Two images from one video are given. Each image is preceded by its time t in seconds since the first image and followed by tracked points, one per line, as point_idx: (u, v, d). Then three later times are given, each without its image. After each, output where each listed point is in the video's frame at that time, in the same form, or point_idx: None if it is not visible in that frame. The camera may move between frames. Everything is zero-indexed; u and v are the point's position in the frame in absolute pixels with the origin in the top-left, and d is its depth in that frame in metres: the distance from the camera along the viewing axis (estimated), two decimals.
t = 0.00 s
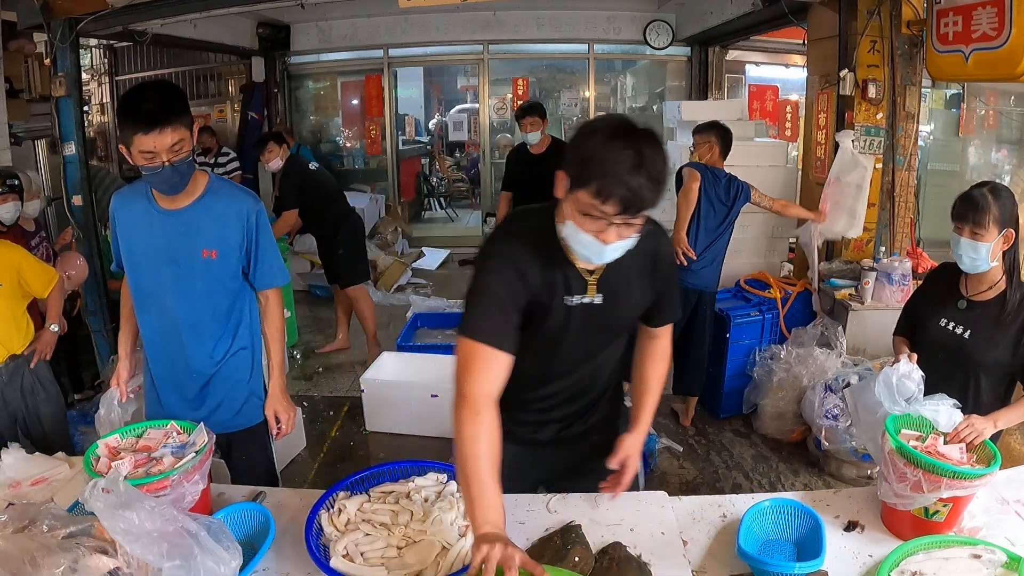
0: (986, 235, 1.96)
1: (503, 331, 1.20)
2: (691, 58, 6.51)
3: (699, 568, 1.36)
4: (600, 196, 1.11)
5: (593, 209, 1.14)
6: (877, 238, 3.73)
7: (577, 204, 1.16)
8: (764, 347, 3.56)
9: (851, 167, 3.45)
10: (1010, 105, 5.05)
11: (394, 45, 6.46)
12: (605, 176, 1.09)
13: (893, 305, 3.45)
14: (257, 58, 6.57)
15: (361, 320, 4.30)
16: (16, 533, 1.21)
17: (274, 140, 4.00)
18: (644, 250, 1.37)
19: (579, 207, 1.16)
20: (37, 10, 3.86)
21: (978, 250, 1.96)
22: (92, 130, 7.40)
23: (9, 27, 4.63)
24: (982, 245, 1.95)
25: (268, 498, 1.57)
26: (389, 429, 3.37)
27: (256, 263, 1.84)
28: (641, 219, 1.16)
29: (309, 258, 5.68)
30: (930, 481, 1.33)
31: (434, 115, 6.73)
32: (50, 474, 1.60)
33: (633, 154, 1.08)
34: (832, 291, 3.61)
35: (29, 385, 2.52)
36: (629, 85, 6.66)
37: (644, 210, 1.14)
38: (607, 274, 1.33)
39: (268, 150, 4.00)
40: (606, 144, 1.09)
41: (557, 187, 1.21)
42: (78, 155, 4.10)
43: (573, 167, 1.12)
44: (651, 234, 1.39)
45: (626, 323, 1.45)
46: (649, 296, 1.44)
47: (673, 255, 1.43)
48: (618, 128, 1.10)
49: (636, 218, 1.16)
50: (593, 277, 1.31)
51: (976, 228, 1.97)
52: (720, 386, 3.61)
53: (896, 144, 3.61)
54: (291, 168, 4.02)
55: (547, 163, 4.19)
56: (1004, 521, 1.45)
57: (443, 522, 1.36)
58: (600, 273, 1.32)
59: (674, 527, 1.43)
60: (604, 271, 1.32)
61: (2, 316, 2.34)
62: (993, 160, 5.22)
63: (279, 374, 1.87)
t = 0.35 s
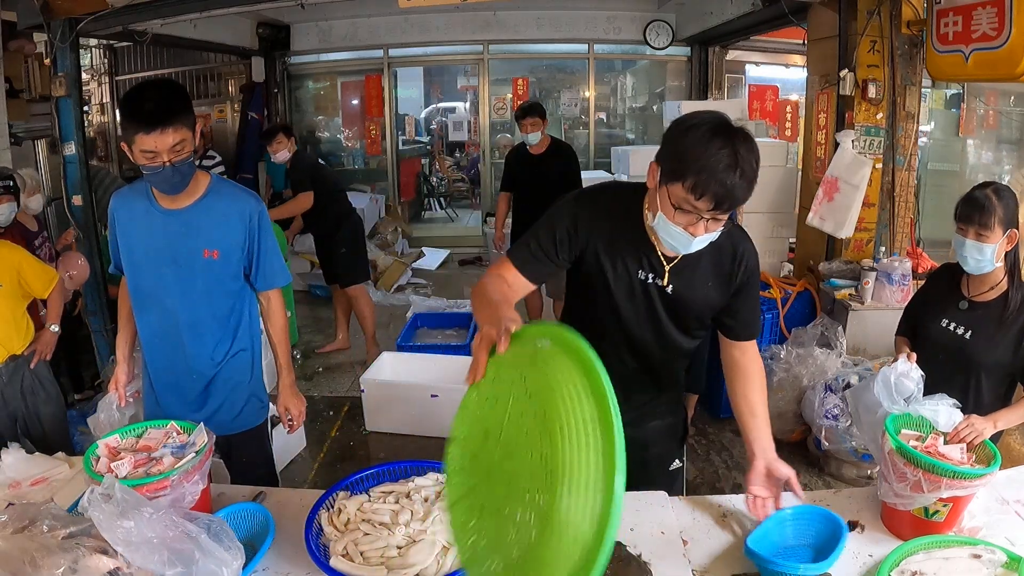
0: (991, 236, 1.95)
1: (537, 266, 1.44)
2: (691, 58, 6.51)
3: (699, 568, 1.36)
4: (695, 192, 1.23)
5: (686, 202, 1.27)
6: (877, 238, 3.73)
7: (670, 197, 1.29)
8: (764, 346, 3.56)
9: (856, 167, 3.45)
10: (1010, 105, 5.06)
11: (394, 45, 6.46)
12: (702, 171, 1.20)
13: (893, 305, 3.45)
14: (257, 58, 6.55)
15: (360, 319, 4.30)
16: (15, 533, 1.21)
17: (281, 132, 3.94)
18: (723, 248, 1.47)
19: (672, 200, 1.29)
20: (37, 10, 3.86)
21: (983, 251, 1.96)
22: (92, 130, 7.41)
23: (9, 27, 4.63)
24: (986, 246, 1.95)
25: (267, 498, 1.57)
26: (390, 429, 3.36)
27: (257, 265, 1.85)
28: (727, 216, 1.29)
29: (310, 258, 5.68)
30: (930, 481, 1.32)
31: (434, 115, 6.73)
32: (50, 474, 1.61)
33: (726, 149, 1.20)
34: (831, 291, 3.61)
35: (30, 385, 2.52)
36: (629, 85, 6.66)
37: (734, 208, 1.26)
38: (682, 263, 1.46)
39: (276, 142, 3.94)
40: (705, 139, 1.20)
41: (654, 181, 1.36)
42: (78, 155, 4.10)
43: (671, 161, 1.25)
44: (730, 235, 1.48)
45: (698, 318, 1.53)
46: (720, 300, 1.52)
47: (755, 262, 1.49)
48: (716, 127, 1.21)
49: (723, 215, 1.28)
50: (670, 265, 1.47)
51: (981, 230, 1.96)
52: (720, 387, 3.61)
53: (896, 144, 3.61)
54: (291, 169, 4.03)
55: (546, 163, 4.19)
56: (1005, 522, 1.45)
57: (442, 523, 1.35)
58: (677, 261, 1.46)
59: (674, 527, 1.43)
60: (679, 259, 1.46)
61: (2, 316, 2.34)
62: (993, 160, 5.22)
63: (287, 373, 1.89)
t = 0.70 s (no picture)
0: (993, 236, 1.95)
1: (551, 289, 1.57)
2: (691, 58, 6.51)
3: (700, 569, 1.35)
4: (654, 211, 1.26)
5: (649, 217, 1.30)
6: (878, 237, 3.73)
7: (637, 215, 1.33)
8: (764, 346, 3.56)
9: (855, 167, 3.45)
10: (1010, 104, 5.06)
11: (394, 45, 6.46)
12: (661, 190, 1.22)
13: (893, 305, 3.45)
14: (257, 58, 6.55)
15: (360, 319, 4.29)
16: (15, 533, 1.21)
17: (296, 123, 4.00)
18: (708, 243, 1.51)
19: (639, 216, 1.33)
20: (37, 10, 3.86)
21: (985, 251, 1.96)
22: (92, 130, 7.42)
23: (9, 26, 4.64)
24: (988, 246, 1.95)
25: (267, 498, 1.57)
26: (390, 429, 3.36)
27: (255, 273, 1.81)
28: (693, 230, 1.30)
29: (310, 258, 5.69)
30: (930, 481, 1.32)
31: (434, 115, 6.74)
32: (50, 474, 1.60)
33: (685, 165, 1.21)
34: (831, 291, 3.61)
35: (30, 385, 2.52)
36: (629, 85, 6.66)
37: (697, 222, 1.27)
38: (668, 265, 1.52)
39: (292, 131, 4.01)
40: (665, 155, 1.22)
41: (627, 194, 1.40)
42: (78, 155, 4.10)
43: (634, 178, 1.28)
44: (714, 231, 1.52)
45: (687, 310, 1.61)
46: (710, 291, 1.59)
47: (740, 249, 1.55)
48: (680, 146, 1.22)
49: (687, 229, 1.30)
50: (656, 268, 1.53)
51: (983, 230, 1.97)
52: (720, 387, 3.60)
53: (896, 144, 3.61)
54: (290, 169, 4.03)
55: (546, 163, 4.18)
56: (1005, 521, 1.45)
57: (442, 522, 1.35)
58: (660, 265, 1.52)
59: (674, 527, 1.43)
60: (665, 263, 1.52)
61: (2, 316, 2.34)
62: (994, 160, 5.21)
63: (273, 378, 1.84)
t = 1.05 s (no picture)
0: (982, 236, 1.96)
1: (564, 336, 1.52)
2: (691, 58, 6.51)
3: (700, 569, 1.35)
4: (631, 241, 1.30)
5: (629, 247, 1.33)
6: (877, 237, 3.73)
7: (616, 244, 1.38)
8: (764, 346, 3.56)
9: (855, 167, 3.45)
10: (1010, 105, 5.07)
11: (394, 45, 6.46)
12: (637, 222, 1.26)
13: (893, 305, 3.45)
14: (257, 58, 6.55)
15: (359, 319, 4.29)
16: (15, 533, 1.22)
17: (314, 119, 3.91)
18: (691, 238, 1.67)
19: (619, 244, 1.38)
20: (37, 10, 3.86)
21: (975, 251, 1.97)
22: (92, 130, 7.42)
23: (9, 27, 4.64)
24: (978, 245, 1.96)
25: (268, 498, 1.57)
26: (391, 429, 3.37)
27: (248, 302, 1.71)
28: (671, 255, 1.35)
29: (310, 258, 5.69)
30: (930, 481, 1.32)
31: (434, 116, 6.74)
32: (50, 474, 1.61)
33: (655, 197, 1.25)
34: (831, 291, 3.61)
35: (30, 385, 2.52)
36: (629, 85, 6.66)
37: (673, 247, 1.31)
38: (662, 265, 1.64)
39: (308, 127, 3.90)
40: (634, 189, 1.26)
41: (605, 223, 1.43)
42: (78, 155, 4.10)
43: (610, 210, 1.31)
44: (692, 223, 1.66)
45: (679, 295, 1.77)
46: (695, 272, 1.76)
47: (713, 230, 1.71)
48: (649, 179, 1.25)
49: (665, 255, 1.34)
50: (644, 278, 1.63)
51: (971, 230, 1.98)
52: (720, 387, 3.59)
53: (896, 144, 3.61)
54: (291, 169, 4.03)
55: (546, 163, 4.19)
56: (1005, 521, 1.45)
57: (442, 522, 1.35)
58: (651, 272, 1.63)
59: (674, 527, 1.45)
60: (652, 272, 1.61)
61: (3, 316, 2.34)
62: (994, 160, 5.22)
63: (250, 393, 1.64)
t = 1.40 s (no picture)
0: (977, 233, 1.97)
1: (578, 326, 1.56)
2: (691, 58, 6.51)
3: (700, 569, 1.35)
4: (671, 251, 1.32)
5: (666, 254, 1.35)
6: (877, 237, 3.73)
7: (651, 251, 1.39)
8: (765, 346, 3.56)
9: (855, 167, 3.45)
10: (1010, 104, 5.08)
11: (394, 45, 6.46)
12: (678, 232, 1.28)
13: (893, 305, 3.46)
14: (257, 58, 6.55)
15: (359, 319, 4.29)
16: (16, 533, 1.22)
17: (333, 116, 3.83)
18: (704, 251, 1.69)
19: (654, 252, 1.39)
20: (37, 10, 3.86)
21: (970, 248, 1.99)
22: (92, 130, 7.43)
23: (9, 27, 4.65)
24: (973, 242, 1.98)
25: (267, 498, 1.57)
26: (391, 429, 3.37)
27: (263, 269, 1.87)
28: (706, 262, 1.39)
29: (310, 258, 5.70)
30: (930, 481, 1.32)
31: (434, 116, 6.74)
32: (50, 473, 1.61)
33: (694, 205, 1.27)
34: (831, 291, 3.61)
35: (30, 385, 2.52)
36: (629, 85, 6.66)
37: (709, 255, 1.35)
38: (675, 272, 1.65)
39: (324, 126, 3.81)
40: (671, 197, 1.28)
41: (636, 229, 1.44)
42: (78, 155, 4.10)
43: (647, 219, 1.32)
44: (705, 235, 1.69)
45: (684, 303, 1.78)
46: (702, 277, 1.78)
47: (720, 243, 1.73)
48: (686, 189, 1.27)
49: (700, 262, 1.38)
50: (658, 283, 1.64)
51: (967, 226, 2.00)
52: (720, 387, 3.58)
53: (896, 144, 3.61)
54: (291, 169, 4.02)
55: (546, 163, 4.19)
56: (1005, 522, 1.45)
57: (442, 522, 1.35)
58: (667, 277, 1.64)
59: (674, 529, 1.44)
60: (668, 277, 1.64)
61: (3, 316, 2.34)
62: (994, 160, 5.22)
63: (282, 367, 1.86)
